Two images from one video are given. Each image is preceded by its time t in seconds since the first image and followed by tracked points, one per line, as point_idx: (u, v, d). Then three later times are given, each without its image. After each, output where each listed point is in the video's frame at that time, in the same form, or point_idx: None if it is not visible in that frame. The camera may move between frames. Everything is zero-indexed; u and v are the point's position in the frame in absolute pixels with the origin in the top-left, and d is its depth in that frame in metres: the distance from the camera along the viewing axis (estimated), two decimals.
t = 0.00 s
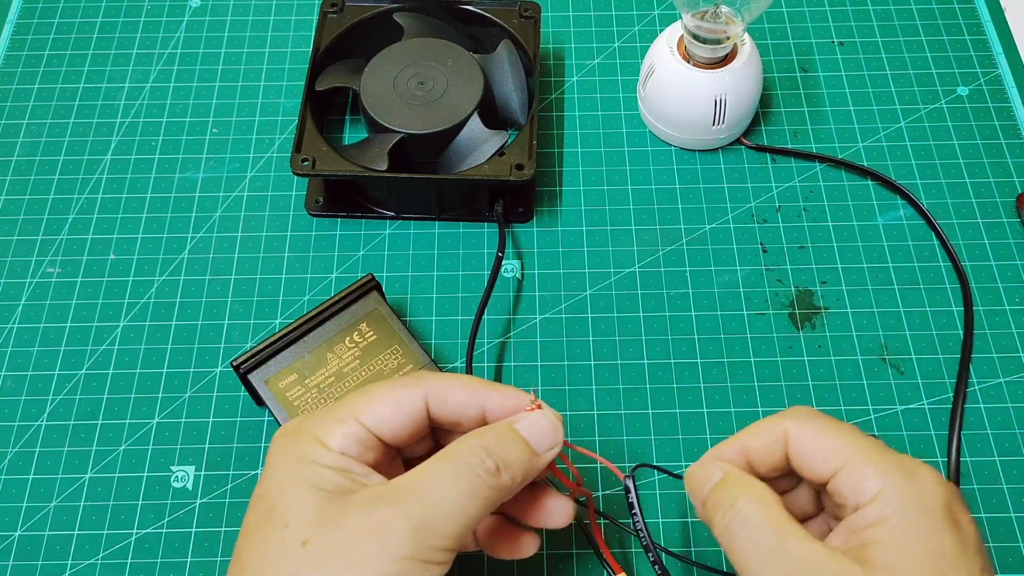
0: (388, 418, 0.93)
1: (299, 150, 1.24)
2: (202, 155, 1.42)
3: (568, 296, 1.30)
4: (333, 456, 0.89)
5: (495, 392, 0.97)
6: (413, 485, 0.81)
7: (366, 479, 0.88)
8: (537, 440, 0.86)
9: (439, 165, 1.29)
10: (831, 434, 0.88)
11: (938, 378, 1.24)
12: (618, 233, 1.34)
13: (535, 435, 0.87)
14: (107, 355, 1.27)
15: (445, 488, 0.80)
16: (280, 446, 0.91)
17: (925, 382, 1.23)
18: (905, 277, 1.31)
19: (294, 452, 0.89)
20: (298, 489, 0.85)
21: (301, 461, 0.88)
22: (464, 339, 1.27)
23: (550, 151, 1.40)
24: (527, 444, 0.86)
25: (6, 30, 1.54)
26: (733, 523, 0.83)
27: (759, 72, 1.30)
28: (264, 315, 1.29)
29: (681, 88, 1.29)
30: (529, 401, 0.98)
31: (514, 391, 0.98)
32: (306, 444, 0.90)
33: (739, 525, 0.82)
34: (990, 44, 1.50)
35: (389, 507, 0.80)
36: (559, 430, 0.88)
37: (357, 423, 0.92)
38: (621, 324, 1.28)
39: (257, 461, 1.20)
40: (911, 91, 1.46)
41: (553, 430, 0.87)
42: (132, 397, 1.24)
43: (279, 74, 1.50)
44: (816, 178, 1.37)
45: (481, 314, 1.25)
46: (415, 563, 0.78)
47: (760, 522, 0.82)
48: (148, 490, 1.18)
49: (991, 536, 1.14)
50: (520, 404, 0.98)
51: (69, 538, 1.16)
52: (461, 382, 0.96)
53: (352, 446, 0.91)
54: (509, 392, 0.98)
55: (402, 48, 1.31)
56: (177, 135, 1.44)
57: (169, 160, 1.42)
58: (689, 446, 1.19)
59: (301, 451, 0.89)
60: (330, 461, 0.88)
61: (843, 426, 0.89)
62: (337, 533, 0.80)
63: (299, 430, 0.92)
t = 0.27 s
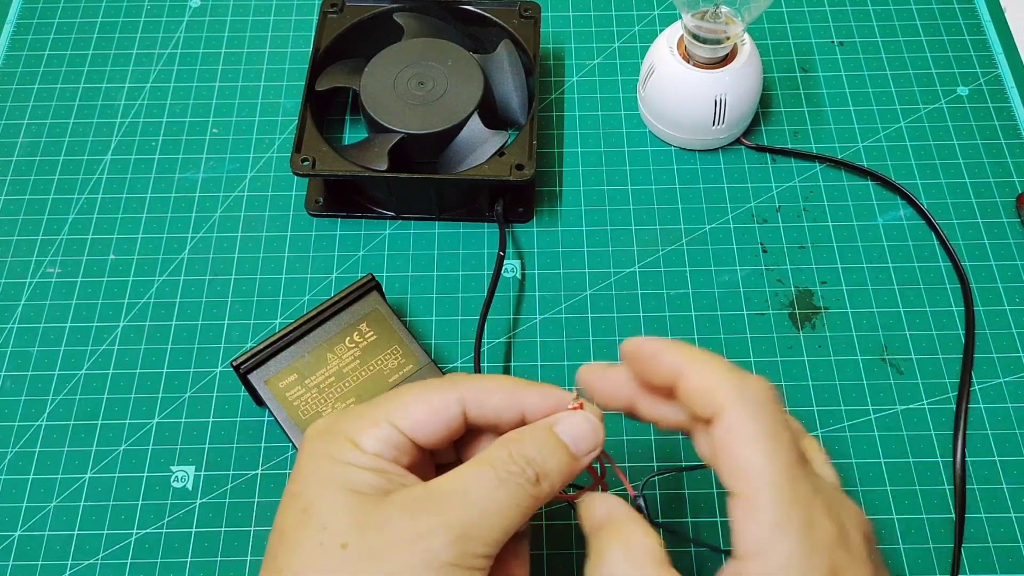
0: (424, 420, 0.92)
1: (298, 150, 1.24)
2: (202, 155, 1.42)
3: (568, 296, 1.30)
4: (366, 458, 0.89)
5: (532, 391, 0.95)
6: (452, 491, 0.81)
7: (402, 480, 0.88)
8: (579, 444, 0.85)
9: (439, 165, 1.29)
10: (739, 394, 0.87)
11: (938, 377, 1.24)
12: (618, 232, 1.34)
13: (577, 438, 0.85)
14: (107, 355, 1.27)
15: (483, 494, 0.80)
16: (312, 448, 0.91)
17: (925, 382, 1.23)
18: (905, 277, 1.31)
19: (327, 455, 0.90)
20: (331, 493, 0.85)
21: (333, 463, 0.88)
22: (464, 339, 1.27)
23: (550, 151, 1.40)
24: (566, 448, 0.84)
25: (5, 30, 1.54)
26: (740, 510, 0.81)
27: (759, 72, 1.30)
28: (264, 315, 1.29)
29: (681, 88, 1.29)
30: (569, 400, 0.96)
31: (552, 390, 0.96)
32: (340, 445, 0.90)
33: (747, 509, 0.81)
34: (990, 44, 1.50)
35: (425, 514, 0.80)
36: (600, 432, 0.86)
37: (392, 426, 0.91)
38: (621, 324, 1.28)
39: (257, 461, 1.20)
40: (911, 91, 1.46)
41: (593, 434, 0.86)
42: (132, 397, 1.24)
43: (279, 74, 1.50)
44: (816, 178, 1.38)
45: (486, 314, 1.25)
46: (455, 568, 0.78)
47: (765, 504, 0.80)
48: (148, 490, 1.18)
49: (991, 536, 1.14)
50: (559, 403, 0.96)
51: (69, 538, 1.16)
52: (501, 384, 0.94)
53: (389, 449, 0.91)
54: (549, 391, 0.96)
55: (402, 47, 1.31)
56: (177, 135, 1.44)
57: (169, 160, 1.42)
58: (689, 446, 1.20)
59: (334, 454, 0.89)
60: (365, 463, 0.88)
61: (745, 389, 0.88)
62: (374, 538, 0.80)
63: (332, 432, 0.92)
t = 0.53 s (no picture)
0: (433, 377, 0.90)
1: (298, 150, 1.24)
2: (202, 155, 1.42)
3: (568, 296, 1.30)
4: (370, 420, 0.87)
5: (544, 340, 0.93)
6: (462, 451, 0.78)
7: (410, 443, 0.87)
8: (596, 399, 0.80)
9: (439, 165, 1.29)
10: (704, 387, 0.85)
11: (938, 377, 1.24)
12: (618, 233, 1.34)
13: (593, 394, 0.80)
14: (107, 355, 1.27)
15: (492, 453, 0.77)
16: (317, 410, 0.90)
17: (925, 382, 1.23)
18: (905, 277, 1.31)
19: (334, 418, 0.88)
20: (336, 455, 0.83)
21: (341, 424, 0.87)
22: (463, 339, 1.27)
23: (550, 151, 1.40)
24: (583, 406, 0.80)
25: (5, 30, 1.54)
26: (768, 479, 0.80)
27: (759, 72, 1.30)
28: (264, 315, 1.29)
29: (681, 88, 1.29)
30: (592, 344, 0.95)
31: (563, 338, 0.95)
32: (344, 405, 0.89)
33: (776, 476, 0.79)
34: (990, 44, 1.50)
35: (430, 480, 0.77)
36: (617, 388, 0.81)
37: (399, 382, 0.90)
38: (621, 324, 1.28)
39: (257, 461, 1.20)
40: (911, 91, 1.46)
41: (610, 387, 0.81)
42: (132, 397, 1.24)
43: (279, 74, 1.50)
44: (816, 178, 1.38)
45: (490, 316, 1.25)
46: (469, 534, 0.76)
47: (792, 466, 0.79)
48: (148, 490, 1.18)
49: (991, 536, 1.14)
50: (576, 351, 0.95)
51: (69, 538, 1.16)
52: (505, 336, 0.93)
53: (399, 408, 0.89)
54: (559, 339, 0.94)
55: (402, 47, 1.31)
56: (177, 135, 1.44)
57: (169, 160, 1.42)
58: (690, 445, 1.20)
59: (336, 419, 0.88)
60: (371, 426, 0.86)
61: (702, 382, 0.85)
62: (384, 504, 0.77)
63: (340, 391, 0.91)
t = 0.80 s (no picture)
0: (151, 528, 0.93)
1: (298, 150, 1.24)
2: (202, 155, 1.42)
3: (568, 296, 1.30)
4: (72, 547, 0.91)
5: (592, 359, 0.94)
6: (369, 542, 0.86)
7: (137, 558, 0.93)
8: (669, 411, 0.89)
9: (439, 165, 1.29)
10: (727, 368, 0.88)
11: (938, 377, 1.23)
12: (618, 233, 1.34)
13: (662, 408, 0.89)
14: (107, 355, 1.27)
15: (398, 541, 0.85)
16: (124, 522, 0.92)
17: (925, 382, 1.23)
18: (905, 277, 1.31)
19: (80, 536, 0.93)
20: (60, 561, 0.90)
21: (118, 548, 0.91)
22: (464, 339, 1.27)
23: (550, 151, 1.40)
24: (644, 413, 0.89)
25: (5, 30, 1.54)
26: (795, 465, 0.85)
27: (759, 72, 1.30)
28: (264, 315, 1.29)
29: (682, 88, 1.29)
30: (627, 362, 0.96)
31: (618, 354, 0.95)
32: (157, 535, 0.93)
33: (802, 464, 0.84)
34: (990, 44, 1.50)
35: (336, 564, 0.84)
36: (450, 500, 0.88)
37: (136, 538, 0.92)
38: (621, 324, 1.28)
39: (257, 461, 1.20)
40: (911, 91, 1.46)
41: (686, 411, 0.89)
42: (132, 397, 1.24)
43: (279, 74, 1.50)
44: (816, 178, 1.38)
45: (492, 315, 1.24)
46: None
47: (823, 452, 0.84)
48: (148, 490, 1.18)
49: (991, 536, 1.14)
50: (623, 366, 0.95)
51: (69, 538, 1.16)
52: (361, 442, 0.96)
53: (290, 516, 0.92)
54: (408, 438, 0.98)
55: (402, 47, 1.31)
56: (177, 135, 1.44)
57: (169, 160, 1.42)
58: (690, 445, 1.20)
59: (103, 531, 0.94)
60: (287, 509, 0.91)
61: (730, 362, 0.88)
62: None
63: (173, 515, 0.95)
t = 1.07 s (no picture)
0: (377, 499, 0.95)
1: (298, 150, 1.24)
2: (202, 155, 1.42)
3: (568, 296, 1.30)
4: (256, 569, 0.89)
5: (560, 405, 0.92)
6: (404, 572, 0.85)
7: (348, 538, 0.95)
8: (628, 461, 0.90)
9: (439, 165, 1.29)
10: (681, 427, 0.87)
11: (938, 377, 1.23)
12: (618, 233, 1.34)
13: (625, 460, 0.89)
14: (107, 355, 1.27)
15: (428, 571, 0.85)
16: (378, 473, 0.95)
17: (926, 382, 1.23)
18: (905, 277, 1.31)
19: (270, 512, 0.93)
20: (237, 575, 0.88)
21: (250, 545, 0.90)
22: (464, 339, 1.27)
23: (550, 151, 1.40)
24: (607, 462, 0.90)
25: (5, 30, 1.54)
26: (745, 528, 0.84)
27: (759, 72, 1.30)
28: (264, 315, 1.29)
29: (682, 88, 1.29)
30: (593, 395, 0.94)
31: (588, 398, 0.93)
32: (386, 492, 0.95)
33: (748, 528, 0.83)
34: (990, 44, 1.50)
35: None
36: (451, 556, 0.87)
37: (353, 509, 0.93)
38: (621, 324, 1.28)
39: (257, 461, 1.20)
40: (911, 91, 1.46)
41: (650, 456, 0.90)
42: (132, 397, 1.24)
43: (279, 74, 1.50)
44: (816, 178, 1.38)
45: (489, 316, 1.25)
46: None
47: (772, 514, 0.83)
48: (148, 490, 1.18)
49: (991, 536, 1.14)
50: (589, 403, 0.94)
51: (69, 538, 1.16)
52: (341, 490, 0.94)
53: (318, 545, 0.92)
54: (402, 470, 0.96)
55: (402, 47, 1.31)
56: (177, 135, 1.44)
57: (169, 160, 1.42)
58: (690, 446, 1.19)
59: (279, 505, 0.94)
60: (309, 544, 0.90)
61: (681, 420, 0.88)
62: None
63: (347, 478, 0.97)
